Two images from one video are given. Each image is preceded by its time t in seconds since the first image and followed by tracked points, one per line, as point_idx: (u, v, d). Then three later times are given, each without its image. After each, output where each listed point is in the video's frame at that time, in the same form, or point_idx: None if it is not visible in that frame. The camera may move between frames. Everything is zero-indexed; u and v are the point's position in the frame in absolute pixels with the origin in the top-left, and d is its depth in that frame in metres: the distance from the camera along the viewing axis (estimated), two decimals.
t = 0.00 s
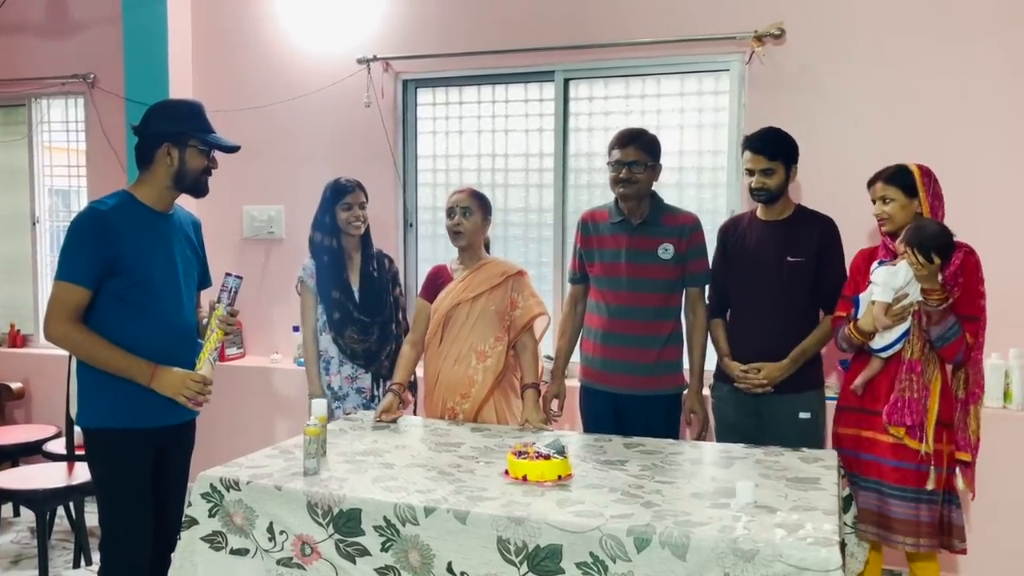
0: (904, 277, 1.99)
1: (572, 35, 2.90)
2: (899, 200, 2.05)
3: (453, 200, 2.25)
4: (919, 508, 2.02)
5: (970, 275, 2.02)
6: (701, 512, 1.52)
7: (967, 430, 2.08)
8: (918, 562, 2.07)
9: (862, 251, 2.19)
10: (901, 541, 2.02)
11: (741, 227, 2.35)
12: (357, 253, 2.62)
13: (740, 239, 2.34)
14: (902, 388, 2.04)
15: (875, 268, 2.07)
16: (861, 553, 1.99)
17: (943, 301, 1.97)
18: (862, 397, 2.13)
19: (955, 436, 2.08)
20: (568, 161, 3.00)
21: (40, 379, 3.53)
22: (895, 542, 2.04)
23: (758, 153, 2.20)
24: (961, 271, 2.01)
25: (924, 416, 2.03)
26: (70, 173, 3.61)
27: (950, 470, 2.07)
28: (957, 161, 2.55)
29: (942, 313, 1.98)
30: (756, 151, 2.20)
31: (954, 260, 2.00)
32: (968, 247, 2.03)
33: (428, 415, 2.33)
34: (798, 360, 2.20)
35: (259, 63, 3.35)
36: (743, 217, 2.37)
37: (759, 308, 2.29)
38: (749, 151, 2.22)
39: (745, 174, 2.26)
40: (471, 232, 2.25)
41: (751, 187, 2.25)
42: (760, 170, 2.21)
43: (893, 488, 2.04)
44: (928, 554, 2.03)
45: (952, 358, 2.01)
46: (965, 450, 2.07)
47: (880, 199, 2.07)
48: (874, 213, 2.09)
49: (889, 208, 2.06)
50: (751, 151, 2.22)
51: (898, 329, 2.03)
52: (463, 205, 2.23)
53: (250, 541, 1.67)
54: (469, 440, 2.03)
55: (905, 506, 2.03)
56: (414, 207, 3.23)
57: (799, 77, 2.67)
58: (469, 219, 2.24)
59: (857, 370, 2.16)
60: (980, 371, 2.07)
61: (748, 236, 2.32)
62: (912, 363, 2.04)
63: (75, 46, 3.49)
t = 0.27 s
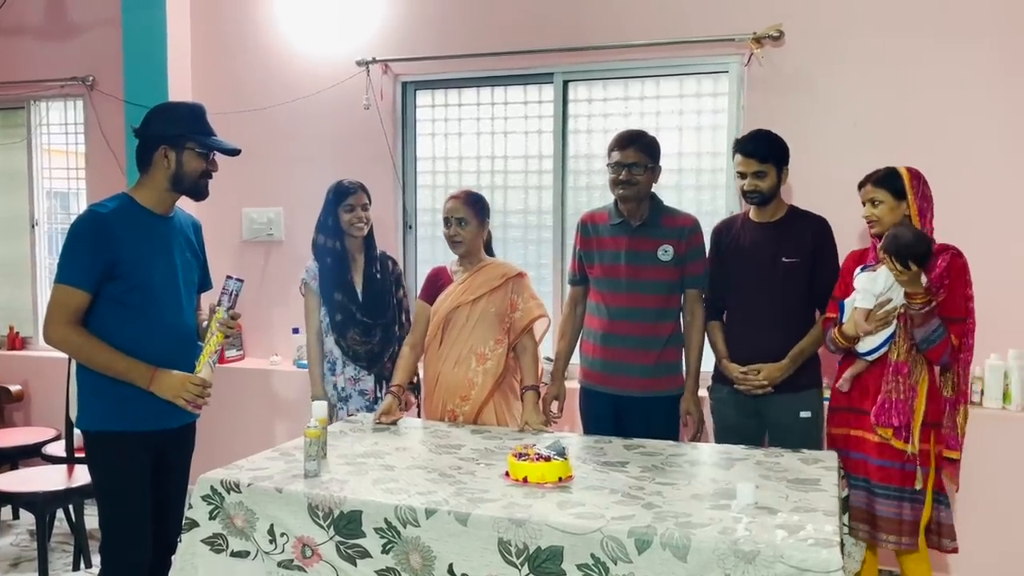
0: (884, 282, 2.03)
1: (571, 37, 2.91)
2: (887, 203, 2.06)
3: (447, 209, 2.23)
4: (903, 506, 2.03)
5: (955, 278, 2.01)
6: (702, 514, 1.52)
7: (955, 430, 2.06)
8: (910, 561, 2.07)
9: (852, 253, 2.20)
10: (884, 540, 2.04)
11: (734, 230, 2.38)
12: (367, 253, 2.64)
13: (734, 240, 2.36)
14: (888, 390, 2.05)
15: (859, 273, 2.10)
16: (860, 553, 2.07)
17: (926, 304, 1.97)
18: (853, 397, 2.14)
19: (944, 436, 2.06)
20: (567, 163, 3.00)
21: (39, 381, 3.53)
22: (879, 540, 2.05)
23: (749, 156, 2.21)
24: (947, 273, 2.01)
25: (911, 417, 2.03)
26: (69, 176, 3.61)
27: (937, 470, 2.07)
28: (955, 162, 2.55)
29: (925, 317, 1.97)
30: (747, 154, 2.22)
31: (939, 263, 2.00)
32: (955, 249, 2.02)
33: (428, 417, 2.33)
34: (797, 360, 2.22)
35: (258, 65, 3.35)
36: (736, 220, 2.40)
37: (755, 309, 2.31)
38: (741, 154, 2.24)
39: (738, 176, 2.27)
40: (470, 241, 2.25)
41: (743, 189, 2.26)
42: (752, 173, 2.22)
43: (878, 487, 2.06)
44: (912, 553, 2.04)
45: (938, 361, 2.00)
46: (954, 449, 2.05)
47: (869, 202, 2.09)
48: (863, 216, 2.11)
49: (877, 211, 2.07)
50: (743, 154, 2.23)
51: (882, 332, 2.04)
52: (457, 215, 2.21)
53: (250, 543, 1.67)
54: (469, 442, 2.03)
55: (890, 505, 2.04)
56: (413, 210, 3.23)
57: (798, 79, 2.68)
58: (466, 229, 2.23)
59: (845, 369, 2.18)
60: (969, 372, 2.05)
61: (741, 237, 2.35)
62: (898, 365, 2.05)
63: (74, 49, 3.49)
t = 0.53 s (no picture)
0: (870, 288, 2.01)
1: (569, 43, 2.92)
2: (893, 206, 2.05)
3: (442, 216, 2.22)
4: (902, 509, 2.01)
5: (947, 279, 2.00)
6: (702, 517, 1.53)
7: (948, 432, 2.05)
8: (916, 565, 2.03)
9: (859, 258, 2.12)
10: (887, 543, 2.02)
11: (747, 232, 2.29)
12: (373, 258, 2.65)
13: (746, 243, 2.27)
14: (879, 393, 2.04)
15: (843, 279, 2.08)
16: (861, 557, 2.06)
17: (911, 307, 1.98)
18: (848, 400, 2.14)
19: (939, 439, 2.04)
20: (565, 169, 3.01)
21: (38, 388, 3.52)
22: (882, 543, 2.03)
23: (762, 158, 2.14)
24: (938, 275, 1.99)
25: (905, 420, 2.02)
26: (67, 182, 3.61)
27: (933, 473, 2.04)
28: (951, 166, 2.56)
29: (912, 319, 1.98)
30: (761, 156, 2.14)
31: (931, 265, 1.99)
32: (950, 250, 2.01)
33: (427, 423, 2.33)
34: (802, 368, 2.15)
35: (257, 72, 3.36)
36: (750, 221, 2.31)
37: (762, 314, 2.23)
38: (754, 156, 2.16)
39: (751, 178, 2.20)
40: (463, 248, 2.24)
41: (756, 192, 2.19)
42: (765, 175, 2.15)
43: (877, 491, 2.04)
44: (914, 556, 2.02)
45: (930, 364, 1.99)
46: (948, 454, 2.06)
47: (875, 205, 2.07)
48: (869, 220, 2.09)
49: (883, 214, 2.06)
50: (755, 155, 2.16)
51: (870, 337, 2.01)
52: (452, 222, 2.20)
53: (251, 550, 1.67)
54: (469, 447, 2.03)
55: (890, 509, 2.02)
56: (412, 215, 3.24)
57: (795, 84, 2.69)
58: (460, 236, 2.23)
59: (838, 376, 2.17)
60: (962, 375, 2.04)
61: (753, 240, 2.26)
62: (887, 368, 2.04)
63: (72, 56, 3.50)
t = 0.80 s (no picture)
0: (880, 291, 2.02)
1: (567, 46, 2.93)
2: (912, 208, 2.01)
3: (446, 219, 2.22)
4: (912, 514, 1.98)
5: (959, 281, 1.98)
6: (703, 520, 1.53)
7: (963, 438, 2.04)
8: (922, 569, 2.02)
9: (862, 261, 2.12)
10: (895, 549, 1.99)
11: (748, 234, 2.29)
12: (380, 260, 2.66)
13: (748, 246, 2.28)
14: (890, 397, 2.02)
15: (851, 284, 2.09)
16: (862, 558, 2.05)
17: (923, 310, 1.96)
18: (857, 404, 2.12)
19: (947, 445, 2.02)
20: (564, 172, 3.02)
21: (38, 392, 3.52)
22: (890, 548, 2.01)
23: (764, 162, 2.14)
24: (949, 278, 1.97)
25: (916, 424, 1.99)
26: (67, 186, 3.61)
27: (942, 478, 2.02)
28: (950, 169, 2.57)
29: (924, 321, 1.95)
30: (761, 160, 2.14)
31: (943, 268, 1.96)
32: (960, 252, 1.99)
33: (427, 425, 2.32)
34: (802, 371, 2.16)
35: (256, 75, 3.36)
36: (751, 224, 2.31)
37: (763, 316, 2.23)
38: (756, 159, 2.16)
39: (752, 181, 2.20)
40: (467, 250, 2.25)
41: (757, 195, 2.19)
42: (766, 179, 2.15)
43: (885, 496, 2.01)
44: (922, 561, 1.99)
45: (943, 366, 1.96)
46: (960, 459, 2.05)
47: (892, 208, 2.02)
48: (885, 224, 2.04)
49: (903, 217, 2.01)
50: (757, 158, 2.16)
51: (879, 340, 2.01)
52: (456, 224, 2.21)
53: (251, 553, 1.67)
54: (469, 450, 2.03)
55: (899, 514, 1.99)
56: (411, 218, 3.24)
57: (794, 87, 2.69)
58: (466, 239, 2.24)
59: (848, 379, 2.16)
60: (978, 379, 2.03)
61: (755, 242, 2.26)
62: (898, 371, 2.02)
63: (72, 60, 3.50)
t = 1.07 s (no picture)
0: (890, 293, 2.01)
1: (565, 50, 2.94)
2: (909, 212, 2.01)
3: (453, 216, 2.24)
4: (915, 519, 2.00)
5: (966, 287, 1.99)
6: (700, 522, 1.53)
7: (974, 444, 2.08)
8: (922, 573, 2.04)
9: (866, 261, 2.13)
10: (896, 553, 2.00)
11: (747, 237, 2.29)
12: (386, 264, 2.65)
13: (746, 249, 2.28)
14: (896, 401, 2.02)
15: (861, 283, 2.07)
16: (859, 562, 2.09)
17: (933, 314, 1.96)
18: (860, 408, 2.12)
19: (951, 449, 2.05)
20: (562, 175, 3.02)
21: (37, 395, 3.53)
22: (891, 553, 2.02)
23: (760, 166, 2.15)
24: (959, 283, 1.97)
25: (922, 429, 2.00)
26: (66, 189, 3.62)
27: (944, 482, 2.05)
28: (946, 172, 2.58)
29: (933, 326, 1.96)
30: (759, 163, 2.15)
31: (953, 272, 1.96)
32: (969, 258, 1.99)
33: (426, 427, 2.33)
34: (798, 374, 2.16)
35: (255, 79, 3.37)
36: (749, 227, 2.31)
37: (761, 318, 2.23)
38: (753, 163, 2.17)
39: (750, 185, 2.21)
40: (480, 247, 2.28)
41: (755, 198, 2.20)
42: (763, 182, 2.16)
43: (888, 501, 2.02)
44: (924, 566, 2.00)
45: (950, 371, 1.98)
46: (966, 464, 2.09)
47: (890, 211, 2.03)
48: (884, 226, 2.05)
49: (899, 221, 2.02)
50: (754, 162, 2.17)
51: (886, 343, 2.02)
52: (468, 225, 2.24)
53: (250, 555, 1.68)
54: (468, 453, 2.04)
55: (902, 518, 2.00)
56: (409, 221, 3.25)
57: (791, 90, 2.70)
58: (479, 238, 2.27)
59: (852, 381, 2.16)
60: (988, 384, 2.05)
61: (753, 245, 2.26)
62: (906, 375, 2.01)
63: (71, 63, 3.51)
